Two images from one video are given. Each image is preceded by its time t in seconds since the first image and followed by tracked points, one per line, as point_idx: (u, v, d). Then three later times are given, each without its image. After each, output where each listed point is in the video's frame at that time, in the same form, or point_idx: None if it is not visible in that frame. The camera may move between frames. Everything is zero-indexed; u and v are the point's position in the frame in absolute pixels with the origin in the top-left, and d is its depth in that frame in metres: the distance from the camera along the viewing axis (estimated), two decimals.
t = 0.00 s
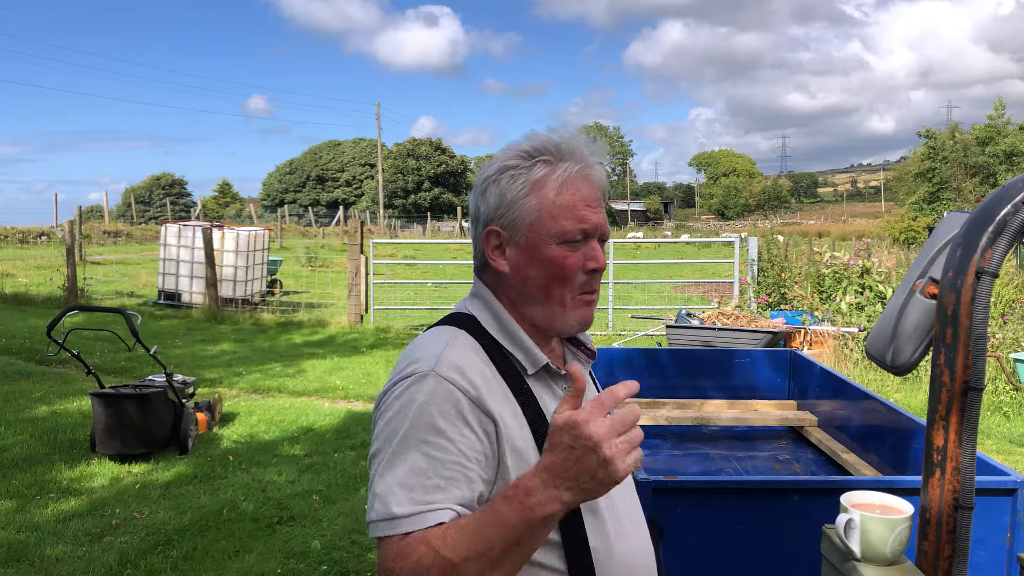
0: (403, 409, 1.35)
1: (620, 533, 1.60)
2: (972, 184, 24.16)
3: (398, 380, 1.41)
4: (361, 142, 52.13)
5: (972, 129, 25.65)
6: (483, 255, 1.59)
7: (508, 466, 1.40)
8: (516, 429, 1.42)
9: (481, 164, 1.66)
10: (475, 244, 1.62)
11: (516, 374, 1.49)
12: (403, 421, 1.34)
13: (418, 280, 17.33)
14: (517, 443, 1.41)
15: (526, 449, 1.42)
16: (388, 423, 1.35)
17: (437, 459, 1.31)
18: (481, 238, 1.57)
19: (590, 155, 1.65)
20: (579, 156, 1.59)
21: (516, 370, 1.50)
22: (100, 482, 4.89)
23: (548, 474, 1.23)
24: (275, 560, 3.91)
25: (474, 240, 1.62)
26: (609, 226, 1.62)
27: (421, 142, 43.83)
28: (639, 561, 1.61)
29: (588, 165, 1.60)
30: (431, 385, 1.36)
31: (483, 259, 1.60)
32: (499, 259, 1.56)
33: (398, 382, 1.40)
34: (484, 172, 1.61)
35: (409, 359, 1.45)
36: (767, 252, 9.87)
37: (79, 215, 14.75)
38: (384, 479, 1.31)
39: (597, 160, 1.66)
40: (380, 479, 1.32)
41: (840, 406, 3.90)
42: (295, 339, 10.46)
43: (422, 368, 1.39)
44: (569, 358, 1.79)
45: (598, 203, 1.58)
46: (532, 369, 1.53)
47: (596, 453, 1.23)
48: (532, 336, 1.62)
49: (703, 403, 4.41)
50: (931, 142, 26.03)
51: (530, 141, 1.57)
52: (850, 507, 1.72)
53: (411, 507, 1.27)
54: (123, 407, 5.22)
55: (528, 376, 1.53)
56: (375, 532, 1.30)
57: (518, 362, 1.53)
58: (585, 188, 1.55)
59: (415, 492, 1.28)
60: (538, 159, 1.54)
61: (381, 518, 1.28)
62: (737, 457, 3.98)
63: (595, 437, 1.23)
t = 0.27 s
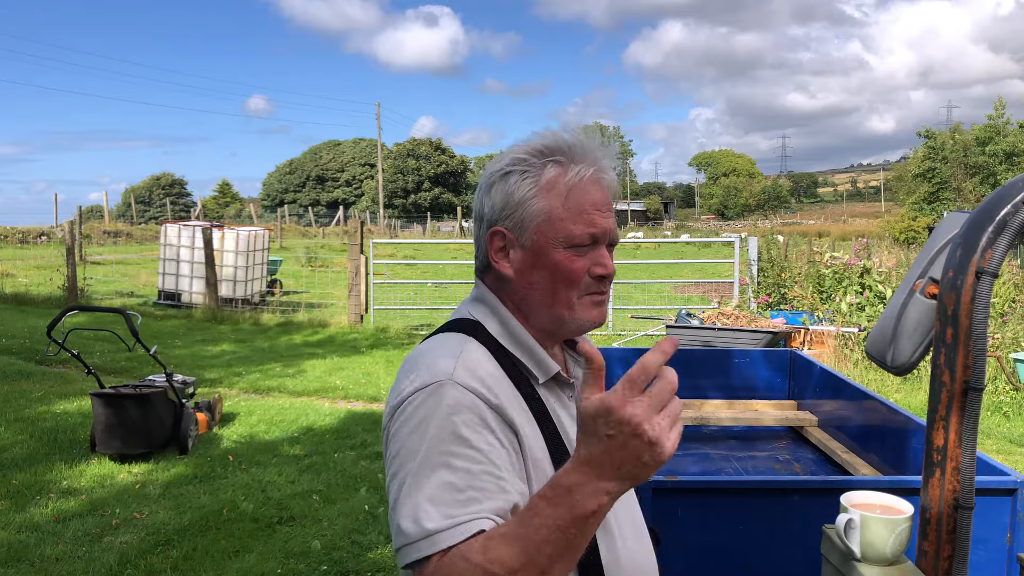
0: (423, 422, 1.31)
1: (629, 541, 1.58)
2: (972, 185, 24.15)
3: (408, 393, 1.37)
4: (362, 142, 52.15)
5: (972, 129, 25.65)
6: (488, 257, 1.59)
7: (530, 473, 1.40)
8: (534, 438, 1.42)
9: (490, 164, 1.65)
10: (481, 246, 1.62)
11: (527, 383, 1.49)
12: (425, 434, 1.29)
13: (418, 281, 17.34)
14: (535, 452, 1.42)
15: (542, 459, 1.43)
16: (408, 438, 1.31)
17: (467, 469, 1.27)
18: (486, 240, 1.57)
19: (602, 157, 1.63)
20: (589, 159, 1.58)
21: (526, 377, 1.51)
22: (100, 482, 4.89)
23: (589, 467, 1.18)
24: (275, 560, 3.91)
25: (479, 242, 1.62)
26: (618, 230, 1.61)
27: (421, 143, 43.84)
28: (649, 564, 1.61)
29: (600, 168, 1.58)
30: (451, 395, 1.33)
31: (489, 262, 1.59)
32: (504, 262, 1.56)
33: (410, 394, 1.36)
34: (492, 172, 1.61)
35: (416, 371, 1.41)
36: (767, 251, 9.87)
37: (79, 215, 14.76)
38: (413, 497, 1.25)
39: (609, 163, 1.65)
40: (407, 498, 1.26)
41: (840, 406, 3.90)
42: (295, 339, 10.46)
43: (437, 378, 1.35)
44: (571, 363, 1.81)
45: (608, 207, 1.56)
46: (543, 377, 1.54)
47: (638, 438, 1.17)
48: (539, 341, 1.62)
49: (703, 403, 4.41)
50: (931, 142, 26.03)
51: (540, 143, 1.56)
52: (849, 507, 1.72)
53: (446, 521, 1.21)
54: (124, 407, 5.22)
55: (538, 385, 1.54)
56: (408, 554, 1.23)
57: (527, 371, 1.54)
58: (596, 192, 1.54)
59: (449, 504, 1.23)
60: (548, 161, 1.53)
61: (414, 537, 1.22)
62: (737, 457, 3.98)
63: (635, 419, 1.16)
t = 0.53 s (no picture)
0: (408, 435, 1.29)
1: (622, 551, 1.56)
2: (973, 185, 24.15)
3: (394, 404, 1.35)
4: (362, 142, 52.18)
5: (972, 129, 25.66)
6: (476, 258, 1.60)
7: (521, 487, 1.37)
8: (524, 450, 1.40)
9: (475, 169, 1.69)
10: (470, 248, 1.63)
11: (520, 393, 1.47)
12: (410, 447, 1.28)
13: (418, 281, 17.33)
14: (525, 465, 1.39)
15: (533, 471, 1.40)
16: (393, 451, 1.29)
17: (452, 483, 1.25)
18: (474, 240, 1.59)
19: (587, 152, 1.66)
20: (571, 151, 1.60)
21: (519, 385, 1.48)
22: (100, 482, 4.88)
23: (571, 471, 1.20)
24: (275, 560, 3.91)
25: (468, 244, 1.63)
26: (605, 220, 1.61)
27: (421, 142, 43.84)
28: None
29: (583, 161, 1.61)
30: (437, 406, 1.32)
31: (478, 265, 1.61)
32: (492, 261, 1.57)
33: (396, 406, 1.34)
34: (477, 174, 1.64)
35: (403, 381, 1.40)
36: (767, 251, 9.87)
37: (79, 215, 14.75)
38: (397, 512, 1.24)
39: (595, 157, 1.67)
40: (392, 512, 1.25)
41: (839, 406, 3.89)
42: (295, 339, 10.45)
43: (423, 390, 1.34)
44: (573, 369, 1.79)
45: (592, 195, 1.57)
46: (538, 384, 1.51)
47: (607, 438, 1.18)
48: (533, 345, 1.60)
49: (703, 403, 4.41)
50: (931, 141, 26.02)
51: (521, 140, 1.60)
52: (849, 506, 1.72)
53: (428, 536, 1.20)
54: (124, 407, 5.22)
55: (533, 393, 1.51)
56: (393, 568, 1.22)
57: (520, 378, 1.51)
58: (578, 181, 1.56)
59: (434, 519, 1.22)
60: (528, 155, 1.56)
61: (399, 552, 1.21)
62: (737, 457, 3.98)
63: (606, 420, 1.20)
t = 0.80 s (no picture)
0: (378, 427, 1.30)
1: (608, 559, 1.51)
2: (973, 185, 24.16)
3: (369, 403, 1.38)
4: (362, 142, 52.18)
5: (972, 129, 25.68)
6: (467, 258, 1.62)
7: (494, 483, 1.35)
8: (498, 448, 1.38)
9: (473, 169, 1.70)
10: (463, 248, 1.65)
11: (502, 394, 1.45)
12: (378, 438, 1.29)
13: (418, 281, 17.33)
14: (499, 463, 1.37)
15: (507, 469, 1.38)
16: (364, 444, 1.30)
17: (418, 471, 1.25)
18: (465, 241, 1.61)
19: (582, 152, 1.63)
20: (562, 151, 1.58)
21: (501, 388, 1.45)
22: (99, 482, 4.88)
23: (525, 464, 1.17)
24: (275, 560, 3.91)
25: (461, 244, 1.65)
26: (595, 222, 1.58)
27: (421, 142, 43.85)
28: None
29: (574, 161, 1.58)
30: (406, 399, 1.33)
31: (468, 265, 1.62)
32: (480, 262, 1.58)
33: (370, 404, 1.37)
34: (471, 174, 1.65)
35: (381, 381, 1.42)
36: (768, 251, 9.87)
37: (79, 214, 14.75)
38: (365, 501, 1.24)
39: (590, 157, 1.64)
40: (361, 502, 1.25)
41: (839, 406, 3.89)
42: (295, 339, 10.45)
43: (394, 386, 1.36)
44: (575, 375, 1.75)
45: (581, 196, 1.54)
46: (520, 388, 1.47)
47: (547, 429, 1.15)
48: (522, 349, 1.58)
49: (703, 404, 4.41)
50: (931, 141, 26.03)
51: (512, 138, 1.58)
52: (850, 506, 1.72)
53: (394, 521, 1.20)
54: (123, 407, 5.21)
55: (515, 396, 1.48)
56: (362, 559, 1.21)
57: (502, 379, 1.48)
58: (565, 181, 1.53)
59: (399, 503, 1.22)
60: (516, 155, 1.55)
61: (366, 539, 1.21)
62: (737, 457, 3.98)
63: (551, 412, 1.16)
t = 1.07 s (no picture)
0: (365, 434, 1.31)
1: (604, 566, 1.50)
2: (972, 185, 24.18)
3: (363, 403, 1.38)
4: (361, 142, 52.20)
5: (972, 129, 25.69)
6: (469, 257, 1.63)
7: (479, 497, 1.34)
8: (487, 457, 1.36)
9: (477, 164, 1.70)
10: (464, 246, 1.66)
11: (498, 397, 1.44)
12: (365, 445, 1.29)
13: (417, 281, 17.33)
14: (487, 473, 1.35)
15: (495, 478, 1.36)
16: (353, 448, 1.31)
17: (397, 485, 1.25)
18: (466, 239, 1.61)
19: (584, 151, 1.63)
20: (564, 151, 1.57)
21: (496, 390, 1.44)
22: (99, 482, 4.88)
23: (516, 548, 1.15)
24: (275, 560, 3.91)
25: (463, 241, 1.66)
26: (597, 222, 1.58)
27: (421, 143, 43.88)
28: None
29: (576, 160, 1.58)
30: (396, 406, 1.32)
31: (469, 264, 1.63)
32: (481, 261, 1.59)
33: (364, 405, 1.37)
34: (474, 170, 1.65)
35: (378, 381, 1.42)
36: (768, 251, 9.87)
37: (79, 214, 14.75)
38: (344, 511, 1.26)
39: (593, 157, 1.64)
40: (342, 508, 1.27)
41: (839, 405, 3.90)
42: (295, 339, 10.45)
43: (388, 388, 1.36)
44: (579, 377, 1.74)
45: (582, 196, 1.55)
46: (516, 389, 1.46)
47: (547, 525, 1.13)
48: (521, 350, 1.59)
49: (703, 403, 4.41)
50: (931, 141, 26.04)
51: (514, 137, 1.58)
52: (850, 506, 1.72)
53: (369, 536, 1.21)
54: (123, 407, 5.22)
55: (512, 397, 1.47)
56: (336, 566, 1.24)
57: (499, 381, 1.47)
58: (567, 181, 1.54)
59: (375, 520, 1.23)
60: (518, 155, 1.55)
61: (341, 549, 1.23)
62: (737, 457, 3.98)
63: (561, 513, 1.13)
